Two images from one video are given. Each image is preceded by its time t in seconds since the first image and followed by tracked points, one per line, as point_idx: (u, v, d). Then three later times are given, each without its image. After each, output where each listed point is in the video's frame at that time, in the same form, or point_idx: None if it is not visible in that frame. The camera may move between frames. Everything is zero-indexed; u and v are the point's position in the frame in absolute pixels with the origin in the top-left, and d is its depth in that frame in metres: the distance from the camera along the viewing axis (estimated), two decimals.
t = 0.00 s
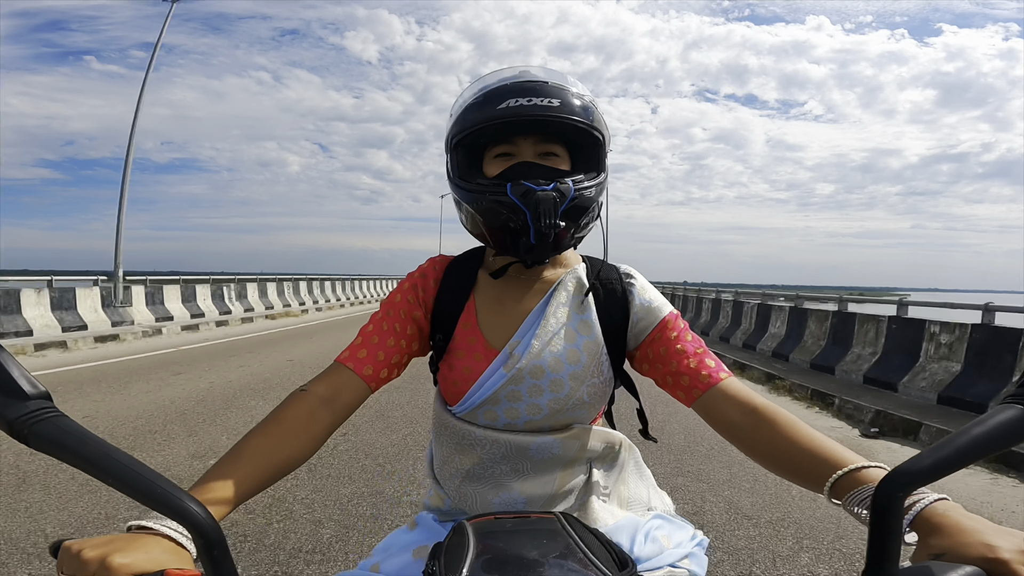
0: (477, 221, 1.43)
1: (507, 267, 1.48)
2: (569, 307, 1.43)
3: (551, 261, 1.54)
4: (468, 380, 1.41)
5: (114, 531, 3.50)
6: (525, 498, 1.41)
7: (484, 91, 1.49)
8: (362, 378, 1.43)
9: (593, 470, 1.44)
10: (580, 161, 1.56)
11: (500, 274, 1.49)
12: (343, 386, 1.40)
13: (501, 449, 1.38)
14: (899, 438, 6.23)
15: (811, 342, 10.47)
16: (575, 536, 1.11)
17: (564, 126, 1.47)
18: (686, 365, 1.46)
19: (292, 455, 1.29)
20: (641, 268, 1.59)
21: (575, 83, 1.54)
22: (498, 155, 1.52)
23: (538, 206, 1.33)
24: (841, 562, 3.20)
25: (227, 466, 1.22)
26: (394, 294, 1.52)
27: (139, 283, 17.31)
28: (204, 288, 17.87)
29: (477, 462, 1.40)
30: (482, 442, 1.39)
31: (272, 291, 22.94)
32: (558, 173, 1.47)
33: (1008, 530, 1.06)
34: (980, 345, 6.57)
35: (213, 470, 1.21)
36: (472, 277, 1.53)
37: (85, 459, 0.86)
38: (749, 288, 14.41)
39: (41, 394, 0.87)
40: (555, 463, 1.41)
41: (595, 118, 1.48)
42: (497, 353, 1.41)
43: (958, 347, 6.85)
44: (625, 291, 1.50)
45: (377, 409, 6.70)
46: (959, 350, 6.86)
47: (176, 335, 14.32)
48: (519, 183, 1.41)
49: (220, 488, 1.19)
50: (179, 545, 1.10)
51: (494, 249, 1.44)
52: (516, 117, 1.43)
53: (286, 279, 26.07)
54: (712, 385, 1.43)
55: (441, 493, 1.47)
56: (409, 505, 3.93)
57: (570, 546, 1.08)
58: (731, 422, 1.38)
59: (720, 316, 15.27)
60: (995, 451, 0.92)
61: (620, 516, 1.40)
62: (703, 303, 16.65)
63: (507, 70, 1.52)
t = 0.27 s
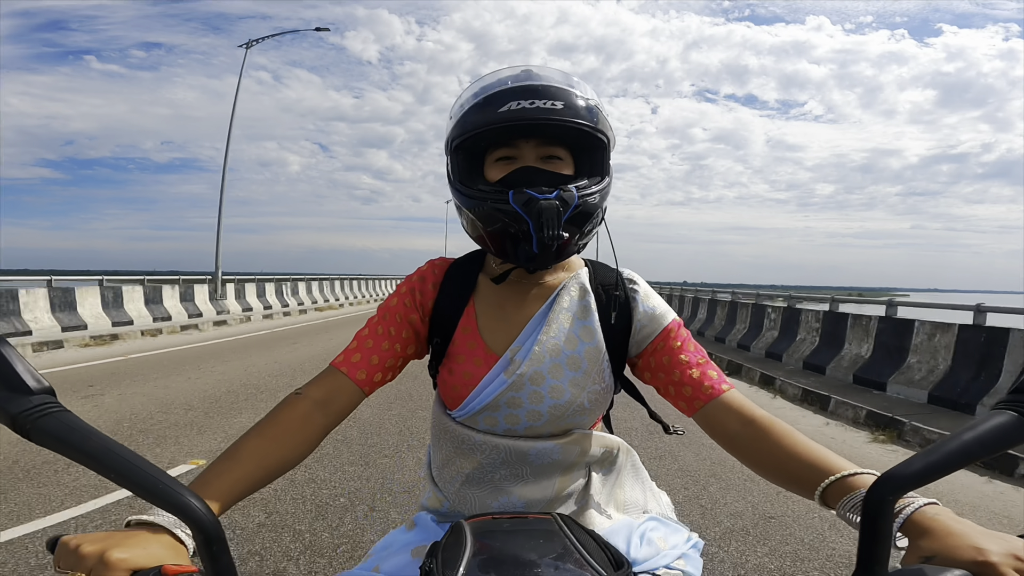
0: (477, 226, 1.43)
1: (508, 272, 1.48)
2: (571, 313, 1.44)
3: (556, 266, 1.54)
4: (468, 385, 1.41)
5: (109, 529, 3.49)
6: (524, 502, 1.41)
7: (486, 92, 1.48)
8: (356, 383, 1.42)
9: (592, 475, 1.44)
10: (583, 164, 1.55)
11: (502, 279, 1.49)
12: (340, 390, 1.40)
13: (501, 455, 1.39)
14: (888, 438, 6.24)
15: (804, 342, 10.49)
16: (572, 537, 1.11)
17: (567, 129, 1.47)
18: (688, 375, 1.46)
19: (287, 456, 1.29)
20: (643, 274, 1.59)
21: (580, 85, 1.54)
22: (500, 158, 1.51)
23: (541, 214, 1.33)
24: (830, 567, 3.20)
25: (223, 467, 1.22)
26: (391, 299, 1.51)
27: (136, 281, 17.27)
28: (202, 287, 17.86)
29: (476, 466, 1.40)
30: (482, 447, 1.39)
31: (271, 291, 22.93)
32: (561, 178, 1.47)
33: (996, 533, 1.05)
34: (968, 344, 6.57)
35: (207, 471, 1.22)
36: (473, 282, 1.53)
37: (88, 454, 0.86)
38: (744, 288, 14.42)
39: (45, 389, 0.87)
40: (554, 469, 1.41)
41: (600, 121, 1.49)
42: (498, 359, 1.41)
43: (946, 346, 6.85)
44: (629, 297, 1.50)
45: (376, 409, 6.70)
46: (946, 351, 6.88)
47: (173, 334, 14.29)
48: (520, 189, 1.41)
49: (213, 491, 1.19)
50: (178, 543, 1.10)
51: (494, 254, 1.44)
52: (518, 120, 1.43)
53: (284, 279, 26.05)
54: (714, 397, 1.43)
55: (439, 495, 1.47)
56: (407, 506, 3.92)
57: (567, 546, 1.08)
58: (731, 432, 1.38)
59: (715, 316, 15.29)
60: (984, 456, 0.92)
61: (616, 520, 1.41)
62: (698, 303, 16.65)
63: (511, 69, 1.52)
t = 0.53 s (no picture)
0: (481, 221, 1.43)
1: (507, 266, 1.49)
2: (573, 311, 1.43)
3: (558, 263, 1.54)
4: (469, 382, 1.41)
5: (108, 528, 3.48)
6: (524, 500, 1.41)
7: (493, 87, 1.49)
8: (358, 382, 1.42)
9: (592, 472, 1.44)
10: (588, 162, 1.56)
11: (501, 272, 1.50)
12: (341, 388, 1.40)
13: (501, 452, 1.39)
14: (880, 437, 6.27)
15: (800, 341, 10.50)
16: (573, 534, 1.11)
17: (573, 127, 1.47)
18: (686, 368, 1.47)
19: (287, 454, 1.29)
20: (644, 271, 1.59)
21: (588, 83, 1.54)
22: (505, 153, 1.51)
23: (544, 209, 1.34)
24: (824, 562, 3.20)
25: (224, 465, 1.22)
26: (392, 296, 1.51)
27: (135, 280, 17.26)
28: (202, 286, 17.87)
29: (477, 464, 1.40)
30: (482, 445, 1.39)
31: (271, 290, 22.95)
32: (565, 175, 1.47)
33: (994, 530, 1.06)
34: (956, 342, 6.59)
35: (208, 470, 1.22)
36: (474, 279, 1.53)
37: (90, 452, 0.86)
38: (741, 287, 14.44)
39: (47, 387, 0.87)
40: (555, 466, 1.42)
41: (607, 119, 1.49)
42: (499, 356, 1.41)
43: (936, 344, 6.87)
44: (629, 293, 1.51)
45: (376, 408, 6.69)
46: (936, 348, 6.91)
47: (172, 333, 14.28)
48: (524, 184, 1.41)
49: (215, 489, 1.19)
50: (179, 542, 1.10)
51: (496, 249, 1.44)
52: (525, 116, 1.43)
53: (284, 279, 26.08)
54: (712, 390, 1.43)
55: (439, 492, 1.48)
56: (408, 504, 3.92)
57: (568, 543, 1.09)
58: (729, 425, 1.38)
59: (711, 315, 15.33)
60: (982, 453, 0.92)
61: (618, 516, 1.41)
62: (696, 303, 16.65)
63: (520, 65, 1.52)
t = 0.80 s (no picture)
0: (488, 219, 1.43)
1: (512, 267, 1.49)
2: (578, 313, 1.44)
3: (564, 264, 1.55)
4: (474, 384, 1.41)
5: (108, 528, 3.49)
6: (528, 502, 1.41)
7: (502, 86, 1.49)
8: (360, 384, 1.43)
9: (597, 474, 1.46)
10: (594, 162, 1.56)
11: (506, 272, 1.51)
12: (344, 392, 1.41)
13: (506, 455, 1.39)
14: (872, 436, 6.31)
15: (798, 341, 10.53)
16: (576, 535, 1.12)
17: (581, 126, 1.48)
18: (693, 372, 1.48)
19: (291, 458, 1.30)
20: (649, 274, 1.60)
21: (594, 84, 1.55)
22: (511, 151, 1.52)
23: (552, 205, 1.34)
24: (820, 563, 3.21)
25: (227, 469, 1.22)
26: (394, 299, 1.53)
27: (134, 280, 17.26)
28: (203, 286, 17.88)
29: (480, 466, 1.41)
30: (486, 447, 1.39)
31: (272, 290, 22.96)
32: (572, 173, 1.48)
33: (1007, 530, 1.06)
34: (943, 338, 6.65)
35: (213, 474, 1.22)
36: (478, 281, 1.54)
37: (94, 457, 0.87)
38: (739, 287, 14.48)
39: (50, 391, 0.87)
40: (559, 468, 1.42)
41: (612, 118, 1.49)
42: (504, 358, 1.41)
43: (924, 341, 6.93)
44: (634, 295, 1.51)
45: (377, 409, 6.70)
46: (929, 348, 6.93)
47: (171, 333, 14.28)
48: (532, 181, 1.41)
49: (220, 494, 1.19)
50: (184, 543, 1.11)
51: (502, 247, 1.44)
52: (534, 114, 1.43)
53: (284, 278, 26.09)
54: (720, 393, 1.44)
55: (442, 495, 1.48)
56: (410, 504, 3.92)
57: (572, 545, 1.09)
58: (737, 428, 1.39)
59: (709, 314, 15.36)
60: (991, 452, 0.92)
61: (621, 519, 1.40)
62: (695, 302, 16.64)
63: (529, 65, 1.53)
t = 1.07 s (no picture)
0: (490, 225, 1.44)
1: (514, 271, 1.49)
2: (576, 315, 1.44)
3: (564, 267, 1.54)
4: (479, 386, 1.41)
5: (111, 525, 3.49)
6: (534, 498, 1.41)
7: (504, 91, 1.49)
8: (364, 381, 1.43)
9: (599, 467, 1.46)
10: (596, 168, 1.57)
11: (508, 277, 1.50)
12: (347, 387, 1.41)
13: (511, 452, 1.39)
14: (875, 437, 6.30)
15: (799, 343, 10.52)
16: (578, 536, 1.12)
17: (583, 133, 1.48)
18: (691, 360, 1.47)
19: (293, 451, 1.30)
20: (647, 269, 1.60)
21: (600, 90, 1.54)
22: (513, 157, 1.53)
23: (554, 217, 1.34)
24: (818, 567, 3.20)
25: (229, 461, 1.22)
26: (399, 298, 1.53)
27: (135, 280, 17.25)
28: (205, 286, 17.89)
29: (487, 463, 1.41)
30: (492, 444, 1.40)
31: (273, 291, 22.97)
32: (575, 181, 1.48)
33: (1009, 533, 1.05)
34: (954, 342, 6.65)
35: (211, 466, 1.22)
36: (480, 283, 1.54)
37: (98, 453, 0.87)
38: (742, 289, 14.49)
39: (56, 387, 0.87)
40: (565, 463, 1.42)
41: (616, 126, 1.49)
42: (507, 360, 1.41)
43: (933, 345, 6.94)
44: (630, 292, 1.52)
45: (379, 408, 6.70)
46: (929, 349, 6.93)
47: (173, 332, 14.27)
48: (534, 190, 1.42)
49: (219, 487, 1.19)
50: (181, 539, 1.11)
51: (504, 252, 1.45)
52: (538, 122, 1.43)
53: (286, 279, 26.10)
54: (717, 377, 1.44)
55: (449, 492, 1.48)
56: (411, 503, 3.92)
57: (572, 545, 1.09)
58: (740, 415, 1.39)
59: (711, 316, 15.38)
60: (993, 455, 0.92)
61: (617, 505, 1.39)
62: (696, 303, 16.64)
63: (531, 68, 1.52)
